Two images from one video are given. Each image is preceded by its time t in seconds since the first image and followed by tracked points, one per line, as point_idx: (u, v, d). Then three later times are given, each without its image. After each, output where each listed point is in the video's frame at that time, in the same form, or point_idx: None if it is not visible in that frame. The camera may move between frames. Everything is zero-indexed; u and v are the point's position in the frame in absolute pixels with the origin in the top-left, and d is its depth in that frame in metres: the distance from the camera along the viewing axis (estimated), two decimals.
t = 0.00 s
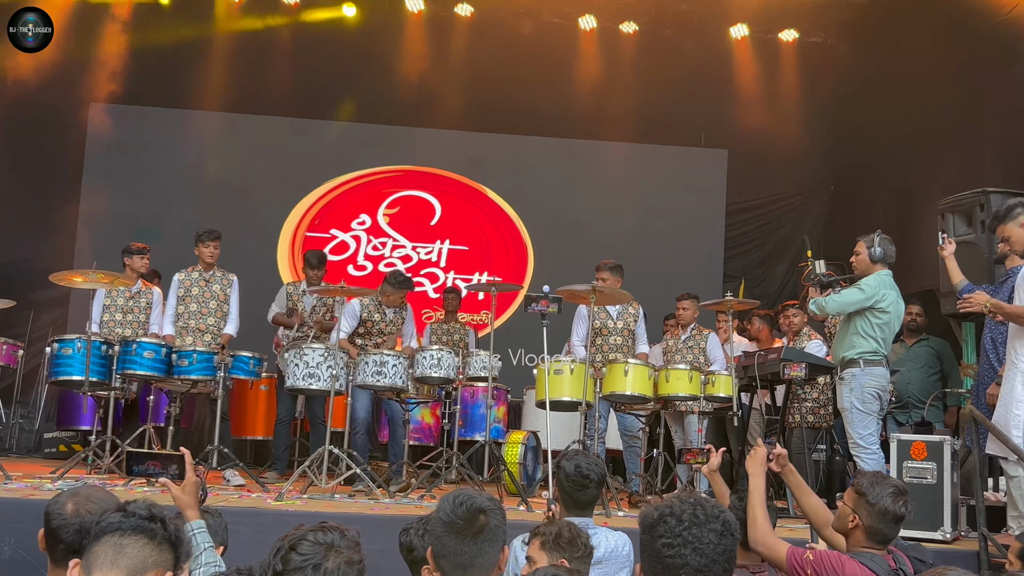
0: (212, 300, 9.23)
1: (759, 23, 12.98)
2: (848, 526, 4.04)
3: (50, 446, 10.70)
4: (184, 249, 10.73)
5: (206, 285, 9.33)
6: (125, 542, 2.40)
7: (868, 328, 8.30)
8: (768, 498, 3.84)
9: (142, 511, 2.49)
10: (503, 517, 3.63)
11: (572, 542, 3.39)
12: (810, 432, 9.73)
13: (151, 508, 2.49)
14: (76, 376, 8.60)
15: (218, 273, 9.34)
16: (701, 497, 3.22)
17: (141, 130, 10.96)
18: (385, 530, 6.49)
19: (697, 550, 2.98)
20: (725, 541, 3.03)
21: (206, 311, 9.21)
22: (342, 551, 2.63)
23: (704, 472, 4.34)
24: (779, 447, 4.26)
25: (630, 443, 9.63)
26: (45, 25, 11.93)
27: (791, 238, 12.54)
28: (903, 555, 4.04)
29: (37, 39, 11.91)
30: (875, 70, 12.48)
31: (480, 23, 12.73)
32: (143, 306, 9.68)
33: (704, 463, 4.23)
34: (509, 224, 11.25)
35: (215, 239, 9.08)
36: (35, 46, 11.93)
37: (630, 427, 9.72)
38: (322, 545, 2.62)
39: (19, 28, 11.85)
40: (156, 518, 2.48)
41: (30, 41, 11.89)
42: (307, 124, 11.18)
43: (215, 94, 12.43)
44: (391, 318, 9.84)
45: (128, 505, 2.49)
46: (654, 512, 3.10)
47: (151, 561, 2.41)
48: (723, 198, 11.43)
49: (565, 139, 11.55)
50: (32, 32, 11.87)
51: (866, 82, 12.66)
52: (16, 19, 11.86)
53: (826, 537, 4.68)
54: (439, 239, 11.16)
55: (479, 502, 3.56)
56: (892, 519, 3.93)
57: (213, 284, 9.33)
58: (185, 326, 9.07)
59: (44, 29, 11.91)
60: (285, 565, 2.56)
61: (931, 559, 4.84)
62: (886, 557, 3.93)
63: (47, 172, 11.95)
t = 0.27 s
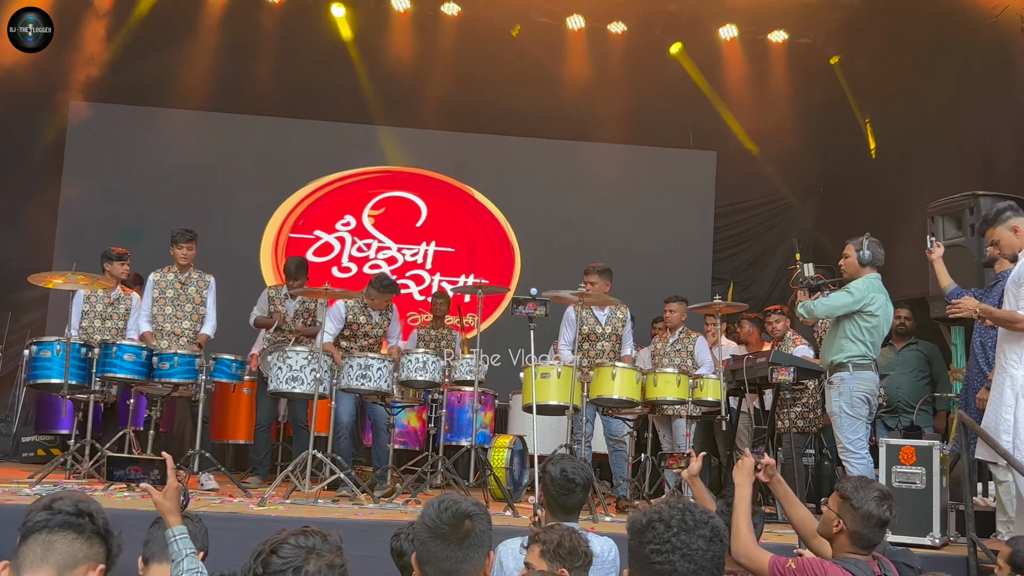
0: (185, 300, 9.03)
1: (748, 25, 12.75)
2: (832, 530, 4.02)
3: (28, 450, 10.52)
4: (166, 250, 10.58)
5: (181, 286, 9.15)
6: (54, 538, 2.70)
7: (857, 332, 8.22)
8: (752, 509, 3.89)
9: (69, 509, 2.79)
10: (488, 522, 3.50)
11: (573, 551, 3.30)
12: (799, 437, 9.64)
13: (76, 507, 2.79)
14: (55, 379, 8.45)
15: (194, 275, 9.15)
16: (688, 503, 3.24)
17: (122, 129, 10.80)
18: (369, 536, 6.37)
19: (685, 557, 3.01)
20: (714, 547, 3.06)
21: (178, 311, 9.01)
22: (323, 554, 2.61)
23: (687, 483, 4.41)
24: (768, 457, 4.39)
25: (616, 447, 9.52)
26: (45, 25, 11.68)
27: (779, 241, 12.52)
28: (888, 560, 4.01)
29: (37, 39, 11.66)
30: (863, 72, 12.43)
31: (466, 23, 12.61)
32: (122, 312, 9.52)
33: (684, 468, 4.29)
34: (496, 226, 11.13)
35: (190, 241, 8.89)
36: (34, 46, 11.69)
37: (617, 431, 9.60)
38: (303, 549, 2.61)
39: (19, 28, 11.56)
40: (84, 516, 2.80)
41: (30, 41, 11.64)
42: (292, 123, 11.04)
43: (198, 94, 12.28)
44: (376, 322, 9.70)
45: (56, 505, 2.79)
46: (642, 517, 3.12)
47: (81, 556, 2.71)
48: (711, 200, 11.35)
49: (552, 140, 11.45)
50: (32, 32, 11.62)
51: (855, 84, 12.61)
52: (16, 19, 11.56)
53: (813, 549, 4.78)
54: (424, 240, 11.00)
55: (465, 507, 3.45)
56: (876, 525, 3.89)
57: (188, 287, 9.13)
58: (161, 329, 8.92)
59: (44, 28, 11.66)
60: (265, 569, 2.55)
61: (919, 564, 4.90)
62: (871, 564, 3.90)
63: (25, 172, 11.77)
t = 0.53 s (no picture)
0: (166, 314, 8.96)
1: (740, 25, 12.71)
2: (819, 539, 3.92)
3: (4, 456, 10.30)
4: (147, 251, 10.38)
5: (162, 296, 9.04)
6: (5, 545, 2.56)
7: (848, 336, 8.10)
8: (739, 524, 3.86)
9: (21, 516, 2.64)
10: (477, 529, 3.38)
11: (570, 559, 3.13)
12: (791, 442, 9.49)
13: (29, 513, 2.64)
14: (32, 384, 8.22)
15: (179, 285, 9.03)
16: (677, 509, 3.22)
17: (102, 128, 10.60)
18: (353, 543, 6.20)
19: (673, 563, 3.02)
20: (703, 554, 3.07)
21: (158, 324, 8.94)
22: (305, 562, 2.65)
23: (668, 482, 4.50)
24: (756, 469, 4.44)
25: (604, 452, 9.36)
26: (45, 25, 11.35)
27: (769, 246, 12.41)
28: (876, 570, 3.88)
29: (38, 40, 11.32)
30: (855, 74, 12.33)
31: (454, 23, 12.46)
32: (101, 314, 9.31)
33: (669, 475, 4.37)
34: (483, 228, 10.98)
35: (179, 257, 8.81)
36: (38, 46, 11.37)
37: (606, 437, 9.45)
38: (283, 557, 2.64)
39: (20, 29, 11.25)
40: (36, 521, 2.66)
41: (30, 41, 11.30)
42: (275, 122, 10.85)
43: (180, 93, 12.09)
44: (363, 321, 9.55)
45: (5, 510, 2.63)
46: (631, 525, 3.11)
47: (33, 562, 2.58)
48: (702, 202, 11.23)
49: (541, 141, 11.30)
50: (33, 32, 11.28)
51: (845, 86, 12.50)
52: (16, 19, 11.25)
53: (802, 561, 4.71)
54: (411, 242, 10.85)
55: (452, 514, 3.30)
56: (862, 531, 3.80)
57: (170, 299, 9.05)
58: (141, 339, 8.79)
59: (45, 29, 11.32)
60: None
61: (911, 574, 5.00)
62: (857, 571, 3.77)
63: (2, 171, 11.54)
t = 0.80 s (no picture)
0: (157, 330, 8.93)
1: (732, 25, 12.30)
2: (807, 546, 3.95)
3: None
4: (131, 253, 10.21)
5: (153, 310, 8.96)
6: None
7: (840, 340, 8.00)
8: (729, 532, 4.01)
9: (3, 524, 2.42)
10: (467, 536, 3.43)
11: (564, 565, 3.04)
12: (783, 448, 9.37)
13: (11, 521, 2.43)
14: (12, 389, 8.06)
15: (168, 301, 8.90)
16: (668, 515, 3.18)
17: (84, 128, 10.43)
18: (338, 552, 6.05)
19: (664, 571, 2.96)
20: (695, 560, 2.99)
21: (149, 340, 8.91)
22: (289, 571, 2.43)
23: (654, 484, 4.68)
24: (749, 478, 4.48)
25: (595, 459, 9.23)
26: (45, 25, 11.28)
27: (765, 248, 12.20)
28: None
29: (38, 39, 11.27)
30: (847, 76, 12.24)
31: (444, 23, 12.33)
32: (84, 314, 9.16)
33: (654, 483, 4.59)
34: (472, 230, 10.84)
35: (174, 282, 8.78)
36: (35, 45, 11.30)
37: (597, 442, 9.31)
38: (266, 565, 2.43)
39: (18, 27, 11.16)
40: (18, 529, 2.44)
41: (30, 41, 11.25)
42: (262, 122, 10.70)
43: (166, 92, 11.93)
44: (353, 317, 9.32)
45: None
46: (621, 532, 3.10)
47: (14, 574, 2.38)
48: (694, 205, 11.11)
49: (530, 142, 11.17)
50: (32, 32, 11.23)
51: (838, 88, 12.41)
52: (15, 18, 11.15)
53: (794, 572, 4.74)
54: (398, 245, 10.71)
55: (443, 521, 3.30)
56: (850, 538, 3.79)
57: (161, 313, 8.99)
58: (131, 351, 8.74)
59: (45, 28, 11.26)
60: None
61: None
62: None
63: None
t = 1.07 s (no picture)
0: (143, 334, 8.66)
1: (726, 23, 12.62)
2: (801, 555, 4.13)
3: None
4: (112, 255, 9.99)
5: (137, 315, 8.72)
6: (4, 571, 2.15)
7: (836, 345, 7.83)
8: (722, 540, 3.90)
9: (23, 535, 2.22)
10: (458, 548, 3.37)
11: None
12: (778, 454, 9.22)
13: (33, 532, 2.22)
14: None
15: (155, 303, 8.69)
16: (663, 526, 3.23)
17: (65, 126, 10.20)
18: (326, 561, 5.81)
19: None
20: (689, 572, 3.05)
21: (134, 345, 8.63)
22: None
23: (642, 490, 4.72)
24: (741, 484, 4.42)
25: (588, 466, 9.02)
26: (45, 25, 11.17)
27: (758, 251, 12.11)
28: None
29: (38, 39, 11.17)
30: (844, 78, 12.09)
31: (433, 21, 12.15)
32: (65, 316, 8.93)
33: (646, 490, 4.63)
34: (462, 232, 10.65)
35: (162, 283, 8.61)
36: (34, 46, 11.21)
37: (589, 449, 9.11)
38: None
39: (16, 27, 11.06)
40: (39, 543, 2.24)
41: (30, 41, 11.15)
42: (248, 121, 10.48)
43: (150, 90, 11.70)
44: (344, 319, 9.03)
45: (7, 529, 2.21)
46: (613, 541, 3.13)
47: None
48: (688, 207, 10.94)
49: (522, 142, 10.97)
50: (32, 32, 11.12)
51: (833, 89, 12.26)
52: (15, 18, 11.04)
53: None
54: (386, 247, 10.50)
55: (432, 529, 3.29)
56: (845, 547, 3.96)
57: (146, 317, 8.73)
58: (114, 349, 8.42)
59: (45, 28, 11.15)
60: None
61: None
62: None
63: None
